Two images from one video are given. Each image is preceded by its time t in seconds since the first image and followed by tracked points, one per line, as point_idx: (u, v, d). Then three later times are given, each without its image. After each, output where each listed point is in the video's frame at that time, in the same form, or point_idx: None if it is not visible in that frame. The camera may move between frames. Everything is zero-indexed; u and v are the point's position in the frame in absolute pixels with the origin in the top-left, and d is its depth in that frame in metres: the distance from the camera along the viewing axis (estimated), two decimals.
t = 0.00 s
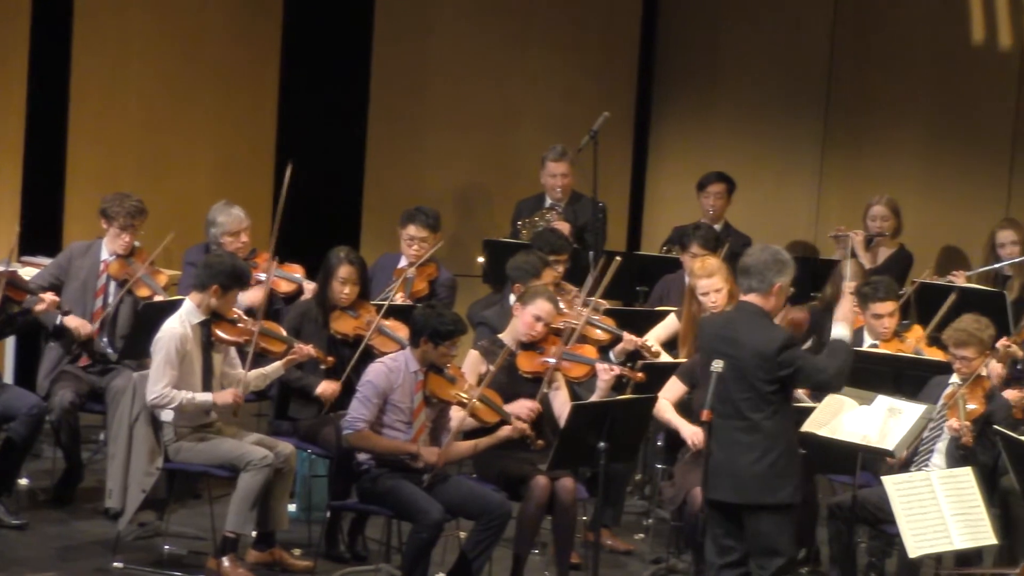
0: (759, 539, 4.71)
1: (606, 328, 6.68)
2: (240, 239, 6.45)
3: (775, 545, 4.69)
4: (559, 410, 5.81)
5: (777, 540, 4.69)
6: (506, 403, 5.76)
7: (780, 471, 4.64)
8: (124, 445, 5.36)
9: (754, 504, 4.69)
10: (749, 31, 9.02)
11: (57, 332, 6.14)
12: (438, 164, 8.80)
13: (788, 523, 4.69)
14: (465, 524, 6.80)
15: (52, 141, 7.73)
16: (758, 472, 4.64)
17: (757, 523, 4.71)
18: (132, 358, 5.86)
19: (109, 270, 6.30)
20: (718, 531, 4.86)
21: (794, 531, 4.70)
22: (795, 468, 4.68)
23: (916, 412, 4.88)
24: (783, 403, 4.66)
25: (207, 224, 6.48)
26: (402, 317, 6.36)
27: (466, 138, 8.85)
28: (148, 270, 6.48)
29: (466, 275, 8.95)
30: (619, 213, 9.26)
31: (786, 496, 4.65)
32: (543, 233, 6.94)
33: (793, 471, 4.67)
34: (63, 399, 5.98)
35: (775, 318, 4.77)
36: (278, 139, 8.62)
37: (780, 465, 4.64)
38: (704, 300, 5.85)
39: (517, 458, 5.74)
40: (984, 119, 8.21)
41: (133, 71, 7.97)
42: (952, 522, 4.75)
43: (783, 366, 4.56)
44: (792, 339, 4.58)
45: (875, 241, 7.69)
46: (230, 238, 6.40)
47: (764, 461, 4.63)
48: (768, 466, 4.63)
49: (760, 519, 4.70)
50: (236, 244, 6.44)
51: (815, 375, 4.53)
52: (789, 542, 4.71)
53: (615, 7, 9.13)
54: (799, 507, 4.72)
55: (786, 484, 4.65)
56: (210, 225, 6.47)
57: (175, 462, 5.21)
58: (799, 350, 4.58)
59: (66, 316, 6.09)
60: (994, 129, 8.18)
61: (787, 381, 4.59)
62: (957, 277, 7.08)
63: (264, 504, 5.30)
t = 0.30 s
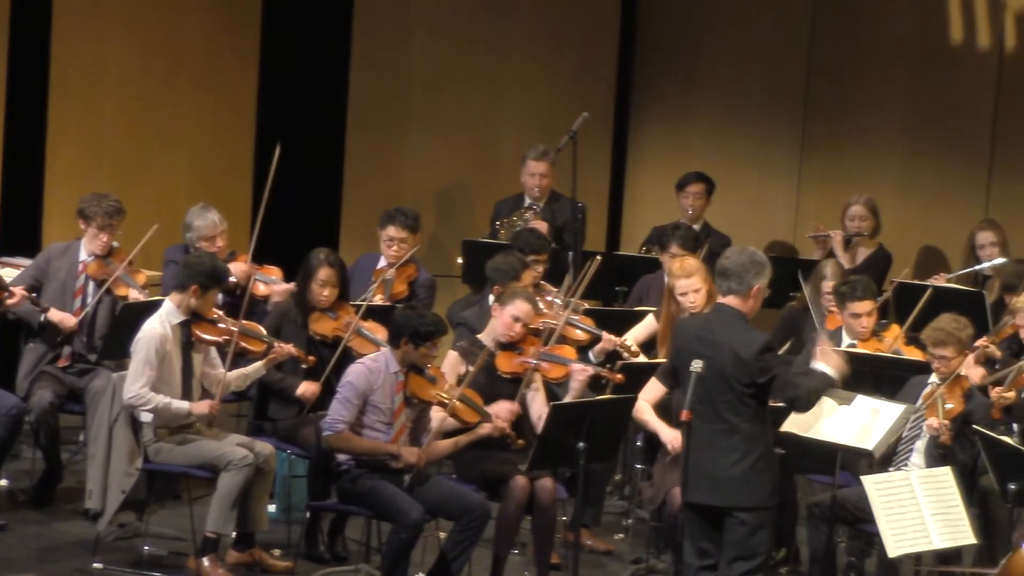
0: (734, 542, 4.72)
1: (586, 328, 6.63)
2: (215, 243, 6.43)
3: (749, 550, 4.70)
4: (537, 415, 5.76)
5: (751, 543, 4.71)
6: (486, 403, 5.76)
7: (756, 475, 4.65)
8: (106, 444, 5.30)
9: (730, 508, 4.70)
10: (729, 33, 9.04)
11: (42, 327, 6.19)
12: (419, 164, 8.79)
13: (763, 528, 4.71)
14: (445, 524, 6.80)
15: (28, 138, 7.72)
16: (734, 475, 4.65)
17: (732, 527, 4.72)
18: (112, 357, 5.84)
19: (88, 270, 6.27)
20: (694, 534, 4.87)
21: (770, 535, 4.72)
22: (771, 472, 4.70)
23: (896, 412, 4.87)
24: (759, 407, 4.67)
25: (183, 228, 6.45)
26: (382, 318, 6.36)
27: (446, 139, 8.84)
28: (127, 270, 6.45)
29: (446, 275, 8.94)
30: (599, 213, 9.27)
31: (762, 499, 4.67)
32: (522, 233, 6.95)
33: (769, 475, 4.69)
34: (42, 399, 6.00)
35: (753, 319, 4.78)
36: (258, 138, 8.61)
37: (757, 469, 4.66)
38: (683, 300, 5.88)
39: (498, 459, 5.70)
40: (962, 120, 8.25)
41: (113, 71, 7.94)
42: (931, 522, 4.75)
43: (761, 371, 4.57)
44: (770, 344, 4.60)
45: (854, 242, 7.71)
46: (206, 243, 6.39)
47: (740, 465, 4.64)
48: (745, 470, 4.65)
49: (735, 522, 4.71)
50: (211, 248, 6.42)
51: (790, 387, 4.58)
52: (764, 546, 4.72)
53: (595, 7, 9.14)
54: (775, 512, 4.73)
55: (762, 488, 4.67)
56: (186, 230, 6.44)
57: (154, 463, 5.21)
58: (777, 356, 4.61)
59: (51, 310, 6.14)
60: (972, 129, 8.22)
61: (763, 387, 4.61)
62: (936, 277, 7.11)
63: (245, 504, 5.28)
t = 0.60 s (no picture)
0: (711, 538, 4.70)
1: (569, 330, 6.72)
2: (211, 239, 6.36)
3: (727, 545, 4.69)
4: (516, 416, 5.80)
5: (729, 538, 4.69)
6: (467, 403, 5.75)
7: (737, 468, 4.65)
8: (88, 444, 5.25)
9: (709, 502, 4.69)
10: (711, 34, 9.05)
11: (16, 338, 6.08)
12: (401, 164, 8.77)
13: (741, 524, 4.69)
14: (427, 525, 6.78)
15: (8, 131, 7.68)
16: (715, 468, 4.65)
17: (710, 522, 4.71)
18: (94, 357, 5.80)
19: (68, 270, 6.24)
20: (672, 530, 4.85)
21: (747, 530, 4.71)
22: (751, 467, 4.69)
23: (877, 412, 4.88)
24: (743, 396, 4.67)
25: (179, 223, 6.37)
26: (364, 318, 6.34)
27: (428, 139, 8.82)
28: (108, 269, 6.43)
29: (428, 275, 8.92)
30: (581, 214, 9.27)
31: (742, 493, 4.66)
32: (504, 233, 6.94)
33: (749, 468, 4.68)
34: (24, 400, 5.93)
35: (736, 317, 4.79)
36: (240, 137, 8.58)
37: (738, 462, 4.66)
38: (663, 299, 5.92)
39: (480, 458, 5.69)
40: (943, 119, 8.30)
41: (95, 70, 7.91)
42: (912, 521, 4.76)
43: (749, 357, 4.58)
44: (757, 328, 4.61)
45: (836, 241, 7.74)
46: (202, 238, 6.32)
47: (721, 458, 4.64)
48: (726, 463, 4.64)
49: (714, 517, 4.70)
50: (206, 245, 6.35)
51: (778, 351, 4.55)
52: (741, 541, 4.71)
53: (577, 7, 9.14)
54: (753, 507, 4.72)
55: (742, 481, 4.66)
56: (182, 225, 6.36)
57: (136, 463, 5.18)
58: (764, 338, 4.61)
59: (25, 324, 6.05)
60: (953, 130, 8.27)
61: (757, 369, 4.61)
62: (918, 277, 7.15)
63: (226, 505, 5.26)
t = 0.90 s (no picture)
0: (687, 544, 4.72)
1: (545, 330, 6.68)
2: (188, 239, 6.33)
3: (702, 551, 4.70)
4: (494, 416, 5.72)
5: (704, 544, 4.71)
6: (445, 403, 5.73)
7: (713, 477, 4.65)
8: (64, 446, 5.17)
9: (685, 509, 4.70)
10: (687, 35, 9.06)
11: None
12: (378, 164, 8.74)
13: (717, 531, 4.70)
14: (405, 526, 6.76)
15: None
16: (692, 476, 4.66)
17: (686, 529, 4.72)
18: (71, 358, 5.76)
19: (44, 271, 6.20)
20: (648, 535, 4.85)
21: (722, 537, 4.72)
22: (728, 475, 4.70)
23: (854, 411, 4.89)
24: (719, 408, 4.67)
25: (155, 224, 6.34)
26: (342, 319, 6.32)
27: (405, 138, 8.80)
28: (84, 267, 6.38)
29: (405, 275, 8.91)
30: (558, 214, 9.27)
31: (718, 501, 4.66)
32: (482, 234, 6.93)
33: (726, 476, 4.68)
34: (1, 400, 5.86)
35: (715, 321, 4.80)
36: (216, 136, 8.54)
37: (714, 472, 4.66)
38: (644, 300, 5.91)
39: (458, 459, 5.65)
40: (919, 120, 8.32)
41: (72, 69, 7.80)
42: (890, 521, 4.77)
43: (726, 369, 4.57)
44: (737, 341, 4.60)
45: (812, 241, 7.78)
46: (178, 238, 6.28)
47: (698, 467, 4.64)
48: (702, 471, 4.65)
49: (690, 524, 4.70)
50: (183, 245, 6.32)
51: (756, 377, 4.53)
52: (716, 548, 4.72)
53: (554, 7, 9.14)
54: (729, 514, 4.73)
55: (718, 490, 4.66)
56: (158, 225, 6.33)
57: (113, 465, 5.15)
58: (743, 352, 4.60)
59: None
60: (929, 130, 8.29)
61: (732, 384, 4.60)
62: (895, 277, 7.18)
63: (204, 507, 5.22)
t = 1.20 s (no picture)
0: (672, 548, 4.72)
1: (529, 330, 6.67)
2: (168, 239, 6.30)
3: (688, 555, 4.71)
4: (477, 415, 5.75)
5: (689, 548, 4.71)
6: (428, 404, 5.73)
7: (699, 481, 4.65)
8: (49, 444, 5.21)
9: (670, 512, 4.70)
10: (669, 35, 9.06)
11: None
12: (360, 163, 8.73)
13: (702, 533, 4.70)
14: (389, 526, 6.75)
15: None
16: (677, 481, 4.65)
17: (671, 531, 4.72)
18: (54, 360, 5.73)
19: (26, 270, 6.18)
20: (634, 538, 4.86)
21: (708, 541, 4.71)
22: (713, 478, 4.69)
23: (837, 412, 4.88)
24: (705, 411, 4.66)
25: (135, 225, 6.31)
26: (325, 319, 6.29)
27: (387, 138, 8.80)
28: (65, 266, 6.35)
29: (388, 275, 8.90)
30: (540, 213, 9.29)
31: (704, 505, 4.66)
32: (465, 233, 6.93)
33: (712, 481, 4.68)
34: None
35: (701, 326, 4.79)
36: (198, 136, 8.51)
37: (699, 475, 4.65)
38: (627, 300, 5.98)
39: (440, 458, 5.64)
40: (901, 120, 8.35)
41: (63, 63, 7.71)
42: (873, 521, 4.79)
43: (713, 375, 4.57)
44: (724, 347, 4.59)
45: (794, 241, 7.81)
46: (159, 239, 6.25)
47: (683, 471, 4.64)
48: (687, 475, 4.64)
49: (676, 528, 4.71)
50: (163, 244, 6.29)
51: (744, 387, 4.55)
52: (701, 552, 4.72)
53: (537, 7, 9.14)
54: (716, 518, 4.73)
55: (704, 494, 4.66)
56: (138, 226, 6.31)
57: (96, 465, 5.13)
58: (730, 358, 4.59)
59: None
60: (910, 130, 8.32)
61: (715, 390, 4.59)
62: (877, 277, 7.21)
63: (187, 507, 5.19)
